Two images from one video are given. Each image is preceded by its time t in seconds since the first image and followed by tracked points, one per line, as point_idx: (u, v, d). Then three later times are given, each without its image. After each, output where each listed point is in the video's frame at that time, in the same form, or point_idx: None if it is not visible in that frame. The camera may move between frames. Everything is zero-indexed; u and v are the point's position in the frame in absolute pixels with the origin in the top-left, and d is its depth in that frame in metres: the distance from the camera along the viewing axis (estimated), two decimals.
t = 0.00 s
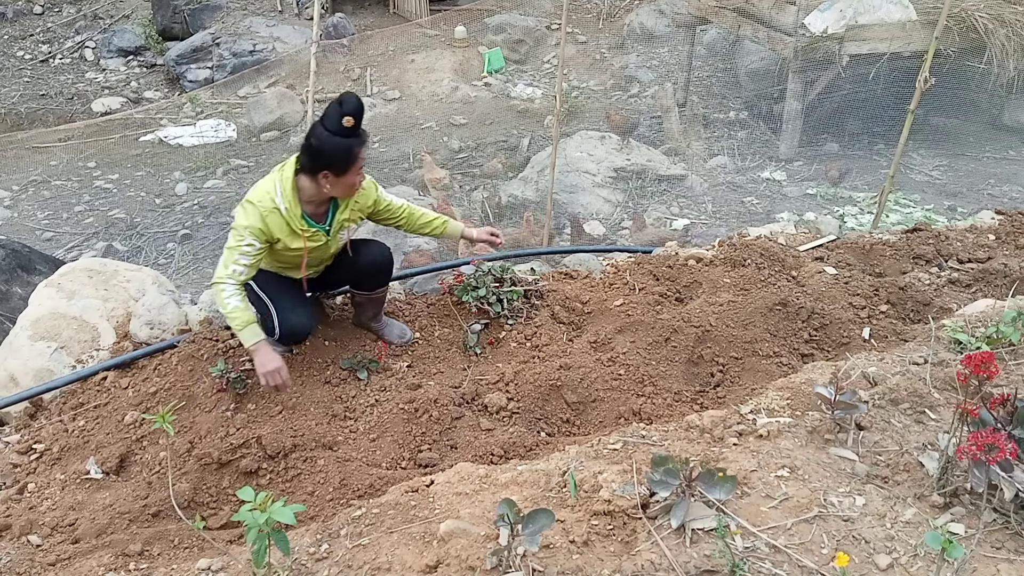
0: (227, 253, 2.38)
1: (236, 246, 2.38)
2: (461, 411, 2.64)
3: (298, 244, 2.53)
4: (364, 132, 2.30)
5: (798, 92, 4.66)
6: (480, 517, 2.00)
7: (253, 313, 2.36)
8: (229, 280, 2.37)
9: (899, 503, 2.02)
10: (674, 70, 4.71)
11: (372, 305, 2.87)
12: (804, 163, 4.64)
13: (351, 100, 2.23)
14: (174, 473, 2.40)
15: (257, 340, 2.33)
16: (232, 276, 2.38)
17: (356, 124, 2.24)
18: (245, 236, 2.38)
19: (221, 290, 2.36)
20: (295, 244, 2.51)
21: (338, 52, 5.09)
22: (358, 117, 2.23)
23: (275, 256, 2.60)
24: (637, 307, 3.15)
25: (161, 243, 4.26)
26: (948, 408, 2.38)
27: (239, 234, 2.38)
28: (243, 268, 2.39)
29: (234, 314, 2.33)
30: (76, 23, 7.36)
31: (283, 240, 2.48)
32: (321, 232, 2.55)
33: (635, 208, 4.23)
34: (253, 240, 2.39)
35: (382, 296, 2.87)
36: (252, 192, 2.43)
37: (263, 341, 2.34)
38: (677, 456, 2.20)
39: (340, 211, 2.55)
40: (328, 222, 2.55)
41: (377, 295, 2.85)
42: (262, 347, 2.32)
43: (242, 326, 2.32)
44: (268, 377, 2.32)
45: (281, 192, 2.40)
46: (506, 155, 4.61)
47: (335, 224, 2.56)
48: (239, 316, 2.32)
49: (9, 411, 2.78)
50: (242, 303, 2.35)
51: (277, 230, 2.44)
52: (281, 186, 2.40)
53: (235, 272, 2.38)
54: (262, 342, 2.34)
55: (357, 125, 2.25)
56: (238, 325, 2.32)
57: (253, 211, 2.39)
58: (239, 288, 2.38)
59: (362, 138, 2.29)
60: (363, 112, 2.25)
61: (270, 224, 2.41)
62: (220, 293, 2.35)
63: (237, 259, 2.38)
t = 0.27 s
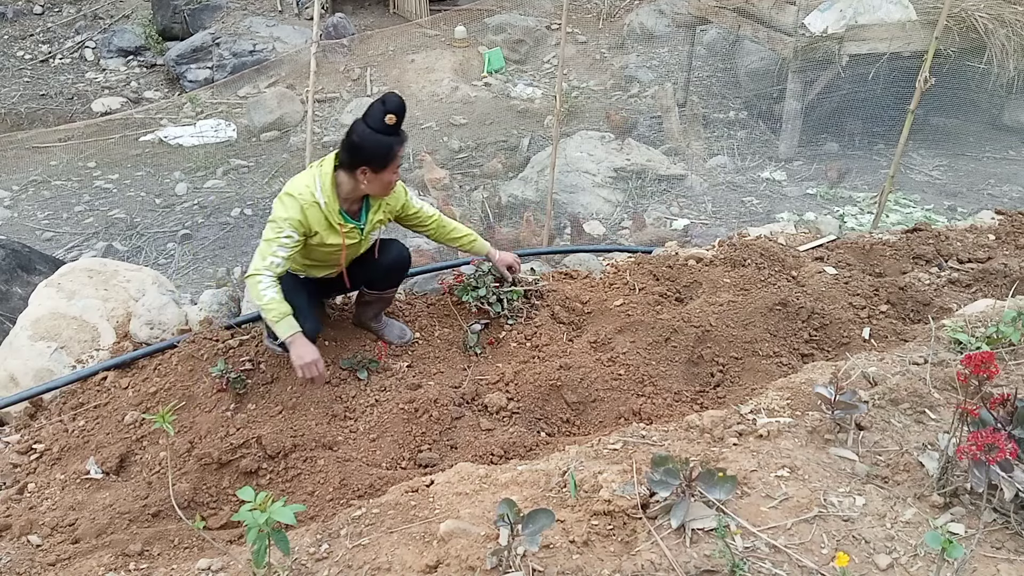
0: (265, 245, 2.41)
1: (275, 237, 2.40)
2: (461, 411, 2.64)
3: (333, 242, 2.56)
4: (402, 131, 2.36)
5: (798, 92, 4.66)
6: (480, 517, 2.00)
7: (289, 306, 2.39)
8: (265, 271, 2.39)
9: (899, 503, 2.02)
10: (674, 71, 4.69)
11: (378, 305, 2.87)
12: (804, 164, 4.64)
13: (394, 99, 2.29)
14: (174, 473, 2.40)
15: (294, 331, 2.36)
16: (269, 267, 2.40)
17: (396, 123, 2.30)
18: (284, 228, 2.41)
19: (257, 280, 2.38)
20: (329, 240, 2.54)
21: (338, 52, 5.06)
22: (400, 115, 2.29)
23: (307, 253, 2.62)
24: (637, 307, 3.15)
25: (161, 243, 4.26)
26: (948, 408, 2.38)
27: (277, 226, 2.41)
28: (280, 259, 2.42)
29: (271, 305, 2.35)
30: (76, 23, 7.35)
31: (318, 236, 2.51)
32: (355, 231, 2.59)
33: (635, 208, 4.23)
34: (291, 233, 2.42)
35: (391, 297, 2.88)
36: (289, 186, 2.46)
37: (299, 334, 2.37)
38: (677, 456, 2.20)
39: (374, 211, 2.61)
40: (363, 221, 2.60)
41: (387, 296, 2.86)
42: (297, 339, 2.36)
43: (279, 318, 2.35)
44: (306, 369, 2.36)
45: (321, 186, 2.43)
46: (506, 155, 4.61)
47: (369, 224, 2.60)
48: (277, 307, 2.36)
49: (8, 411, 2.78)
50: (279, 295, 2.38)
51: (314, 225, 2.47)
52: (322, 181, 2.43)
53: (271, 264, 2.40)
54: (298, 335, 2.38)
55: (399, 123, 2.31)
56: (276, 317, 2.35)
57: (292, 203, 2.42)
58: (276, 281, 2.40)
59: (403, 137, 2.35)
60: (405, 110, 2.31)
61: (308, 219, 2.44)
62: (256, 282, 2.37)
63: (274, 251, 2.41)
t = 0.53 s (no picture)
0: (292, 238, 2.41)
1: (302, 230, 2.41)
2: (461, 412, 2.65)
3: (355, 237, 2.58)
4: (423, 128, 2.40)
5: (798, 92, 4.66)
6: (480, 517, 2.00)
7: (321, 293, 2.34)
8: (293, 263, 2.38)
9: (899, 503, 2.02)
10: (674, 71, 4.75)
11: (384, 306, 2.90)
12: (804, 164, 4.64)
13: (416, 95, 2.34)
14: (174, 473, 2.40)
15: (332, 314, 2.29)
16: (297, 259, 2.39)
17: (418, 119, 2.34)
18: (311, 222, 2.42)
19: (286, 272, 2.36)
20: (351, 234, 2.56)
21: (338, 52, 5.11)
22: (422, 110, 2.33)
23: (327, 249, 2.63)
24: (637, 307, 3.14)
25: (161, 243, 4.26)
26: (948, 408, 2.38)
27: (304, 220, 2.42)
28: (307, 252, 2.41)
29: (303, 293, 2.31)
30: (76, 23, 7.35)
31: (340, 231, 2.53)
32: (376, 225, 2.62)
33: (635, 208, 4.23)
34: (316, 226, 2.43)
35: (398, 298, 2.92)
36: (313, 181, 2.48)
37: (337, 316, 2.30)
38: (677, 456, 2.20)
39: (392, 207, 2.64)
40: (382, 216, 2.63)
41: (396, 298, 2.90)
42: (335, 322, 2.28)
43: (313, 305, 2.30)
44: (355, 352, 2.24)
45: (345, 181, 2.46)
46: (506, 155, 4.61)
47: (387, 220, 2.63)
48: (308, 295, 2.31)
49: (8, 411, 2.78)
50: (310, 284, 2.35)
51: (337, 219, 2.49)
52: (346, 175, 2.47)
53: (299, 256, 2.40)
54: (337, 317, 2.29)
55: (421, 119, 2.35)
56: (310, 302, 2.30)
57: (317, 198, 2.44)
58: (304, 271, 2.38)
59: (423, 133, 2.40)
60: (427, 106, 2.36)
61: (332, 212, 2.46)
62: (285, 274, 2.34)
63: (302, 244, 2.41)
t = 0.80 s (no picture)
0: (327, 236, 2.53)
1: (335, 228, 2.53)
2: (461, 411, 2.65)
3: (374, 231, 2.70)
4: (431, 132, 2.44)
5: (798, 92, 4.66)
6: (480, 517, 2.00)
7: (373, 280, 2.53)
8: (337, 260, 2.52)
9: (899, 503, 2.02)
10: (674, 70, 4.72)
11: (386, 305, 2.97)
12: (804, 164, 4.64)
13: (426, 98, 2.39)
14: (174, 473, 2.40)
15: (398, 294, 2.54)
16: (340, 256, 2.53)
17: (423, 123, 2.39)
18: (339, 218, 2.54)
19: (334, 270, 2.51)
20: (369, 230, 2.69)
21: (338, 52, 5.12)
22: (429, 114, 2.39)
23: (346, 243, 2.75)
24: (637, 307, 3.14)
25: (161, 243, 4.26)
26: (948, 408, 2.38)
27: (333, 218, 2.53)
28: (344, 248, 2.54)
29: (360, 286, 2.50)
30: (76, 23, 7.35)
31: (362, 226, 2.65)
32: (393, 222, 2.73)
33: (635, 208, 4.23)
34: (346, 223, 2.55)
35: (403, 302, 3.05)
36: (332, 179, 2.58)
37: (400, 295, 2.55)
38: (677, 456, 2.20)
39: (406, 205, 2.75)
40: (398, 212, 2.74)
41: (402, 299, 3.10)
42: (399, 301, 2.53)
43: (372, 293, 2.50)
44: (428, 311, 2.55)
45: (363, 179, 2.56)
46: (506, 155, 4.61)
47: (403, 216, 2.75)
48: (366, 285, 2.50)
49: (9, 410, 2.78)
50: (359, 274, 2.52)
51: (360, 215, 2.61)
52: (364, 172, 2.57)
53: (339, 251, 2.53)
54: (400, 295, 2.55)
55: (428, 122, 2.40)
56: (371, 291, 2.50)
57: (338, 194, 2.55)
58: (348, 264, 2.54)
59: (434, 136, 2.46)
60: (438, 110, 2.41)
61: (356, 209, 2.58)
62: (336, 271, 2.50)
63: (338, 241, 2.53)
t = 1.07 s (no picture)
0: (349, 229, 2.53)
1: (360, 222, 2.54)
2: (461, 411, 2.65)
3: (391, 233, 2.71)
4: (445, 142, 2.43)
5: (799, 92, 4.65)
6: (480, 517, 2.00)
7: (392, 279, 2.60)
8: (359, 251, 2.53)
9: (899, 503, 2.02)
10: (674, 71, 4.72)
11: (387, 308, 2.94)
12: (804, 163, 4.64)
13: (446, 111, 2.38)
14: (174, 473, 2.40)
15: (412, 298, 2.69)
16: (363, 248, 2.54)
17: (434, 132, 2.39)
18: (362, 211, 2.55)
19: (355, 263, 2.52)
20: (386, 230, 2.69)
21: (338, 52, 5.11)
22: (442, 125, 2.38)
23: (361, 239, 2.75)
24: (637, 307, 3.15)
25: (161, 243, 4.26)
26: (948, 408, 2.38)
27: (356, 213, 2.54)
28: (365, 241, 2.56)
29: (381, 283, 2.54)
30: (76, 23, 7.35)
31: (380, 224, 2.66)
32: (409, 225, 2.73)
33: (635, 208, 4.23)
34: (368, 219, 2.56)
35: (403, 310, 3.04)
36: (356, 175, 2.58)
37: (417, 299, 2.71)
38: (677, 456, 2.20)
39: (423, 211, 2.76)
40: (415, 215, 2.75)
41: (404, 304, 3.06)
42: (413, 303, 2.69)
43: (392, 291, 2.58)
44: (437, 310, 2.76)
45: (387, 178, 2.56)
46: (506, 155, 4.61)
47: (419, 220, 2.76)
48: (386, 282, 2.56)
49: (9, 410, 2.78)
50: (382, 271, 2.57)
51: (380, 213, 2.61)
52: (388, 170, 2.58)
53: (361, 246, 2.54)
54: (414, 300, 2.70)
55: (443, 131, 2.39)
56: (391, 290, 2.58)
57: (362, 191, 2.55)
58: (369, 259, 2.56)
59: (448, 147, 2.45)
60: (457, 123, 2.40)
61: (378, 207, 2.59)
62: (358, 264, 2.51)
63: (361, 233, 2.54)
